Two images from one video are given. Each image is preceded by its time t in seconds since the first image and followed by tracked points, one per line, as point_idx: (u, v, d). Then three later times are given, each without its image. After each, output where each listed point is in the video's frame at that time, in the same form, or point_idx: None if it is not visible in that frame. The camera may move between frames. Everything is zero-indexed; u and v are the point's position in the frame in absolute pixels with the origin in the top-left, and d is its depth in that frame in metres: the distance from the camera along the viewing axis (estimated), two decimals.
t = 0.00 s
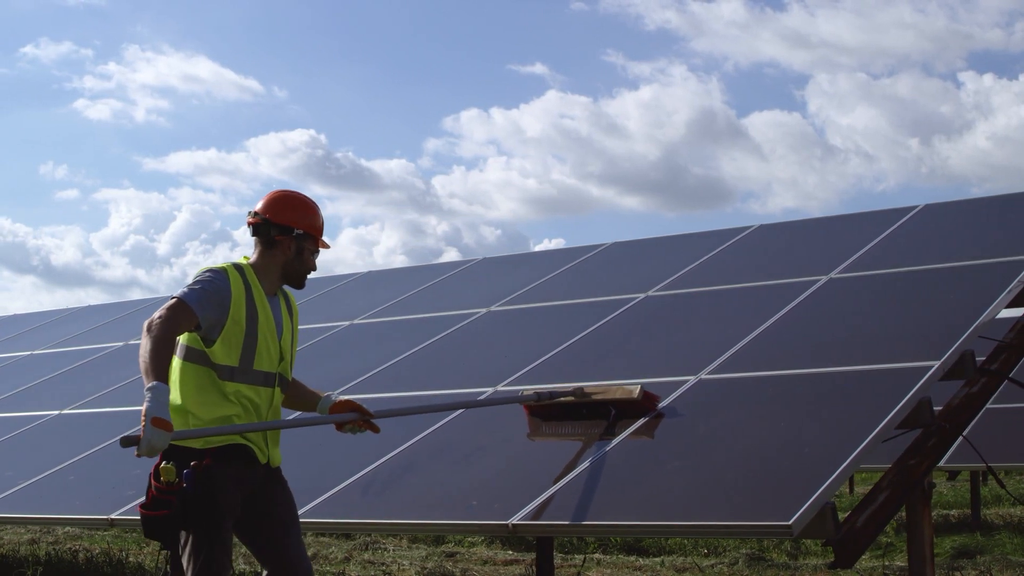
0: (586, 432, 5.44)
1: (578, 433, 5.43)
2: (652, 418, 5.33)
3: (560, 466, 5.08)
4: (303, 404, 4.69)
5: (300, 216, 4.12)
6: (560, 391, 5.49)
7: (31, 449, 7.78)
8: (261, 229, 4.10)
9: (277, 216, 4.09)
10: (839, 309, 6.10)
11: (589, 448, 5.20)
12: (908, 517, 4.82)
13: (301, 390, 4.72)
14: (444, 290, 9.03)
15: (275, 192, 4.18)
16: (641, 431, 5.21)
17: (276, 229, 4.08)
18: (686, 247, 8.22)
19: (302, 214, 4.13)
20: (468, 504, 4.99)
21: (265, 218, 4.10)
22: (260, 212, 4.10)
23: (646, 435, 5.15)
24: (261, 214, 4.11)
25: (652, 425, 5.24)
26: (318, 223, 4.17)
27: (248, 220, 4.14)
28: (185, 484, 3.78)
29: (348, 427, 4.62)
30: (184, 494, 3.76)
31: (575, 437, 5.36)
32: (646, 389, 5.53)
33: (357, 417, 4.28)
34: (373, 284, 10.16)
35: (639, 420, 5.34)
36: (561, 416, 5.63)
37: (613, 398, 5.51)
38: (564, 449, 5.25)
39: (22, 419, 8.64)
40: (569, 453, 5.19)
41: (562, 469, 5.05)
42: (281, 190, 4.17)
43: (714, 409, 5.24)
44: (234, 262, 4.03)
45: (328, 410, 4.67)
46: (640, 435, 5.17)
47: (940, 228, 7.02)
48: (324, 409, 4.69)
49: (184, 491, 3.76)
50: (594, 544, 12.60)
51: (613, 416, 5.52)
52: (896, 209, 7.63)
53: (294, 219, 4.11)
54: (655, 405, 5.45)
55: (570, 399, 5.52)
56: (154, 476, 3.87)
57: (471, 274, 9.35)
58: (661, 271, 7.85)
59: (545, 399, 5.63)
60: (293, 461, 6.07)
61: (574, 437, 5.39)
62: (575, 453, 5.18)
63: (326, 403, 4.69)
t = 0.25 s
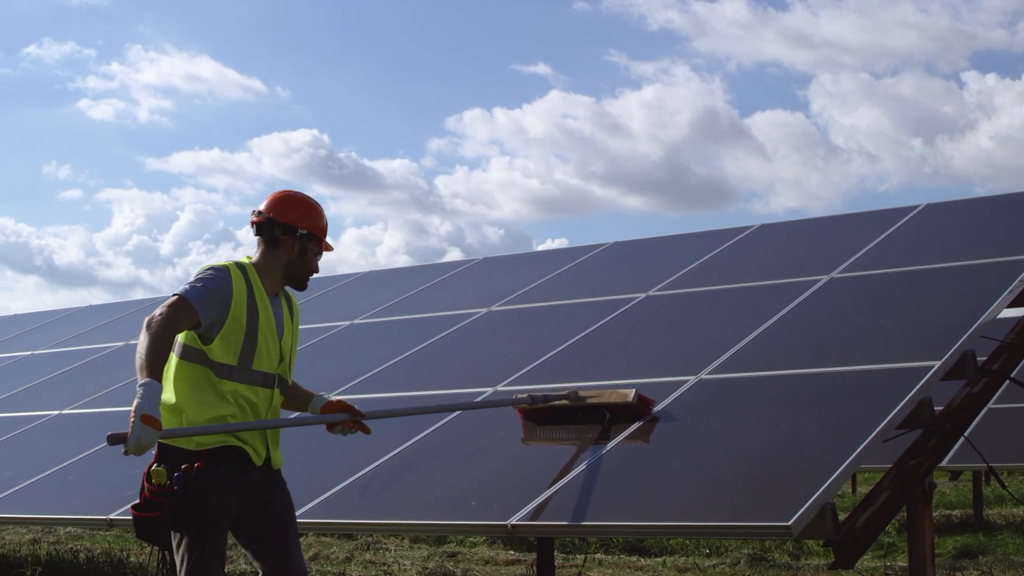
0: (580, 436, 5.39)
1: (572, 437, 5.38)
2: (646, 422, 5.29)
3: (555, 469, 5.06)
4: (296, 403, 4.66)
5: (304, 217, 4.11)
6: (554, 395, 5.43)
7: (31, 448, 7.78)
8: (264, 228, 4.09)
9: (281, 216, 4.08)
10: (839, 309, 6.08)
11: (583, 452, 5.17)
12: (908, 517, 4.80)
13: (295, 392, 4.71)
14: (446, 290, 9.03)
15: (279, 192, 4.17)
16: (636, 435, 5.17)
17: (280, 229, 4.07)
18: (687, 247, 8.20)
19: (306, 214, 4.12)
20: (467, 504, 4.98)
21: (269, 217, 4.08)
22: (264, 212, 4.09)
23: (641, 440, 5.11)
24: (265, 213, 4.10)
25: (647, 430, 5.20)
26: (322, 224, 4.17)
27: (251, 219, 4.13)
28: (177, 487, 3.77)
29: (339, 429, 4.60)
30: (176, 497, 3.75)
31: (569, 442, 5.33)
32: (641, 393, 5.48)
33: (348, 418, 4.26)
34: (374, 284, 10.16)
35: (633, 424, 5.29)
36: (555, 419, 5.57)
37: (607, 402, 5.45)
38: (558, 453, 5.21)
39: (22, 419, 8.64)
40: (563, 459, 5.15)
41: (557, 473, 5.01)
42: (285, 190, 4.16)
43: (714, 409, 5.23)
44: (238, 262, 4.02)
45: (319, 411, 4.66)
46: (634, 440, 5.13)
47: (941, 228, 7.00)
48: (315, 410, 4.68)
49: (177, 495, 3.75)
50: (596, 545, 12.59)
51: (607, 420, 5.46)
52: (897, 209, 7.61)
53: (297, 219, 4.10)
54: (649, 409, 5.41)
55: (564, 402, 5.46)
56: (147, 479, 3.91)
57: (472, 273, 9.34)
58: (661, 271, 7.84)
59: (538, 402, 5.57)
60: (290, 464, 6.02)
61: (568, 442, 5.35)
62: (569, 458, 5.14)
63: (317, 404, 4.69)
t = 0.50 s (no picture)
0: (574, 440, 5.34)
1: (566, 441, 5.34)
2: (641, 426, 5.26)
3: (550, 472, 5.02)
4: (290, 404, 4.64)
5: (308, 217, 4.09)
6: (547, 398, 5.37)
7: (31, 448, 7.77)
8: (268, 226, 4.07)
9: (285, 215, 4.06)
10: (840, 309, 6.06)
11: (578, 456, 5.13)
12: (908, 517, 4.78)
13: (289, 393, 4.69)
14: (447, 289, 9.01)
15: (284, 191, 4.16)
16: (631, 439, 5.14)
17: (284, 228, 4.05)
18: (688, 246, 8.18)
19: (310, 214, 4.10)
20: (465, 505, 4.96)
21: (273, 216, 4.07)
22: (269, 210, 4.07)
23: (635, 444, 5.08)
24: (269, 212, 4.08)
25: (641, 433, 5.17)
26: (325, 225, 4.15)
27: (254, 218, 4.11)
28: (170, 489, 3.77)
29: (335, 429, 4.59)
30: (168, 499, 3.76)
31: (564, 446, 5.29)
32: (635, 396, 5.43)
33: (342, 418, 4.24)
34: (374, 284, 10.14)
35: (628, 428, 5.26)
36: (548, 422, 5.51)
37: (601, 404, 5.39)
38: (552, 458, 5.17)
39: (22, 418, 8.63)
40: (557, 462, 5.11)
41: (552, 477, 4.97)
42: (289, 189, 4.14)
43: (713, 409, 5.20)
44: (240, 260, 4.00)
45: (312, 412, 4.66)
46: (629, 443, 5.09)
47: (943, 227, 6.98)
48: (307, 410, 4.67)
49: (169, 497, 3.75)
50: (598, 545, 12.56)
51: (602, 422, 5.41)
52: (899, 208, 7.58)
53: (302, 219, 4.08)
54: (643, 411, 5.38)
55: (557, 405, 5.39)
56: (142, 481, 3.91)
57: (472, 273, 9.33)
58: (662, 270, 7.82)
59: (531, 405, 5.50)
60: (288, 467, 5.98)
61: (562, 446, 5.31)
62: (564, 462, 5.10)
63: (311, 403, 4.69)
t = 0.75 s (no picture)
0: (568, 444, 5.29)
1: (559, 445, 5.29)
2: (635, 430, 5.20)
3: (544, 476, 4.98)
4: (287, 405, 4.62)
5: (303, 216, 4.07)
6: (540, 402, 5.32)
7: (30, 448, 7.76)
8: (263, 224, 4.06)
9: (280, 213, 4.04)
10: (841, 309, 6.03)
11: (572, 460, 5.08)
12: (908, 517, 4.75)
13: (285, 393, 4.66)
14: (447, 289, 8.99)
15: (281, 190, 4.14)
16: (625, 442, 5.08)
17: (279, 226, 4.03)
18: (689, 246, 8.15)
19: (306, 214, 4.08)
20: (464, 505, 4.94)
21: (269, 214, 4.05)
22: (264, 208, 4.06)
23: (629, 448, 5.02)
24: (265, 209, 4.06)
25: (635, 437, 5.12)
26: (321, 225, 4.13)
27: (250, 215, 4.09)
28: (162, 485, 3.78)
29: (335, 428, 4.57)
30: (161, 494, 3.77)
31: (557, 450, 5.24)
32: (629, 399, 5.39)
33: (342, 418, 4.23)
34: (374, 283, 10.13)
35: (621, 432, 5.20)
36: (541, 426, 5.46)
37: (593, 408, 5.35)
38: (545, 462, 5.12)
39: (21, 418, 8.62)
40: (551, 466, 5.06)
41: (546, 481, 4.92)
42: (287, 188, 4.13)
43: (713, 409, 5.18)
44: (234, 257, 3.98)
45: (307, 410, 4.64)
46: (623, 447, 5.04)
47: (944, 225, 6.94)
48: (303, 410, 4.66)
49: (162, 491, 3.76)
50: (599, 545, 12.53)
51: (595, 426, 5.36)
52: (900, 207, 7.55)
53: (297, 218, 4.06)
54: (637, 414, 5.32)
55: (550, 409, 5.34)
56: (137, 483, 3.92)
57: (472, 273, 9.30)
58: (662, 269, 7.79)
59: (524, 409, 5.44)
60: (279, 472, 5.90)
61: (556, 449, 5.26)
62: (558, 466, 5.05)
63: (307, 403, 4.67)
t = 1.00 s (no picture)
0: (557, 451, 5.22)
1: (549, 452, 5.22)
2: (625, 437, 5.13)
3: (534, 482, 4.92)
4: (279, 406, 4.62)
5: (284, 211, 4.05)
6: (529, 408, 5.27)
7: (29, 448, 7.76)
8: (243, 219, 4.04)
9: (260, 208, 4.02)
10: (841, 308, 6.01)
11: (561, 467, 5.02)
12: (908, 517, 4.73)
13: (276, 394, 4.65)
14: (447, 288, 8.98)
15: (261, 183, 4.11)
16: (615, 449, 5.02)
17: (259, 222, 4.02)
18: (689, 245, 8.13)
19: (286, 208, 4.06)
20: (463, 504, 4.92)
21: (249, 209, 4.03)
22: (244, 203, 4.03)
23: (619, 455, 4.96)
24: (245, 204, 4.04)
25: (625, 444, 5.05)
26: (302, 219, 4.12)
27: (230, 209, 4.07)
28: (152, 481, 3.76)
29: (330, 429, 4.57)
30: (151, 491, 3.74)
31: (546, 458, 5.16)
32: (620, 406, 5.35)
33: (337, 418, 4.22)
34: (375, 283, 10.12)
35: (610, 439, 5.13)
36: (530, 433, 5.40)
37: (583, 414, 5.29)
38: (534, 469, 5.06)
39: (21, 418, 8.62)
40: (541, 472, 5.01)
41: (536, 486, 4.87)
42: (268, 182, 4.10)
43: (712, 408, 5.16)
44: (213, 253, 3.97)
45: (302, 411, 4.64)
46: (612, 454, 4.98)
47: (945, 224, 6.92)
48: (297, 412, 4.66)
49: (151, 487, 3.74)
50: (602, 545, 12.51)
51: (585, 433, 5.30)
52: (902, 206, 7.52)
53: (277, 213, 4.04)
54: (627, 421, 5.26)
55: (539, 415, 5.29)
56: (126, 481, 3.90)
57: (472, 272, 9.29)
58: (662, 269, 7.77)
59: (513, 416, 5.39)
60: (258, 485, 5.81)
61: (545, 456, 5.20)
62: (547, 473, 4.98)
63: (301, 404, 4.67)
